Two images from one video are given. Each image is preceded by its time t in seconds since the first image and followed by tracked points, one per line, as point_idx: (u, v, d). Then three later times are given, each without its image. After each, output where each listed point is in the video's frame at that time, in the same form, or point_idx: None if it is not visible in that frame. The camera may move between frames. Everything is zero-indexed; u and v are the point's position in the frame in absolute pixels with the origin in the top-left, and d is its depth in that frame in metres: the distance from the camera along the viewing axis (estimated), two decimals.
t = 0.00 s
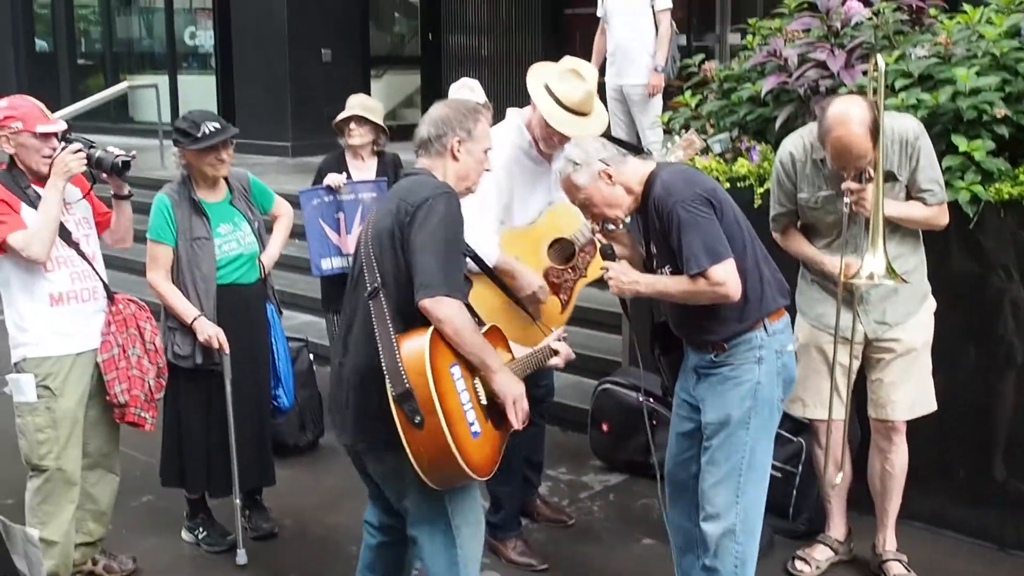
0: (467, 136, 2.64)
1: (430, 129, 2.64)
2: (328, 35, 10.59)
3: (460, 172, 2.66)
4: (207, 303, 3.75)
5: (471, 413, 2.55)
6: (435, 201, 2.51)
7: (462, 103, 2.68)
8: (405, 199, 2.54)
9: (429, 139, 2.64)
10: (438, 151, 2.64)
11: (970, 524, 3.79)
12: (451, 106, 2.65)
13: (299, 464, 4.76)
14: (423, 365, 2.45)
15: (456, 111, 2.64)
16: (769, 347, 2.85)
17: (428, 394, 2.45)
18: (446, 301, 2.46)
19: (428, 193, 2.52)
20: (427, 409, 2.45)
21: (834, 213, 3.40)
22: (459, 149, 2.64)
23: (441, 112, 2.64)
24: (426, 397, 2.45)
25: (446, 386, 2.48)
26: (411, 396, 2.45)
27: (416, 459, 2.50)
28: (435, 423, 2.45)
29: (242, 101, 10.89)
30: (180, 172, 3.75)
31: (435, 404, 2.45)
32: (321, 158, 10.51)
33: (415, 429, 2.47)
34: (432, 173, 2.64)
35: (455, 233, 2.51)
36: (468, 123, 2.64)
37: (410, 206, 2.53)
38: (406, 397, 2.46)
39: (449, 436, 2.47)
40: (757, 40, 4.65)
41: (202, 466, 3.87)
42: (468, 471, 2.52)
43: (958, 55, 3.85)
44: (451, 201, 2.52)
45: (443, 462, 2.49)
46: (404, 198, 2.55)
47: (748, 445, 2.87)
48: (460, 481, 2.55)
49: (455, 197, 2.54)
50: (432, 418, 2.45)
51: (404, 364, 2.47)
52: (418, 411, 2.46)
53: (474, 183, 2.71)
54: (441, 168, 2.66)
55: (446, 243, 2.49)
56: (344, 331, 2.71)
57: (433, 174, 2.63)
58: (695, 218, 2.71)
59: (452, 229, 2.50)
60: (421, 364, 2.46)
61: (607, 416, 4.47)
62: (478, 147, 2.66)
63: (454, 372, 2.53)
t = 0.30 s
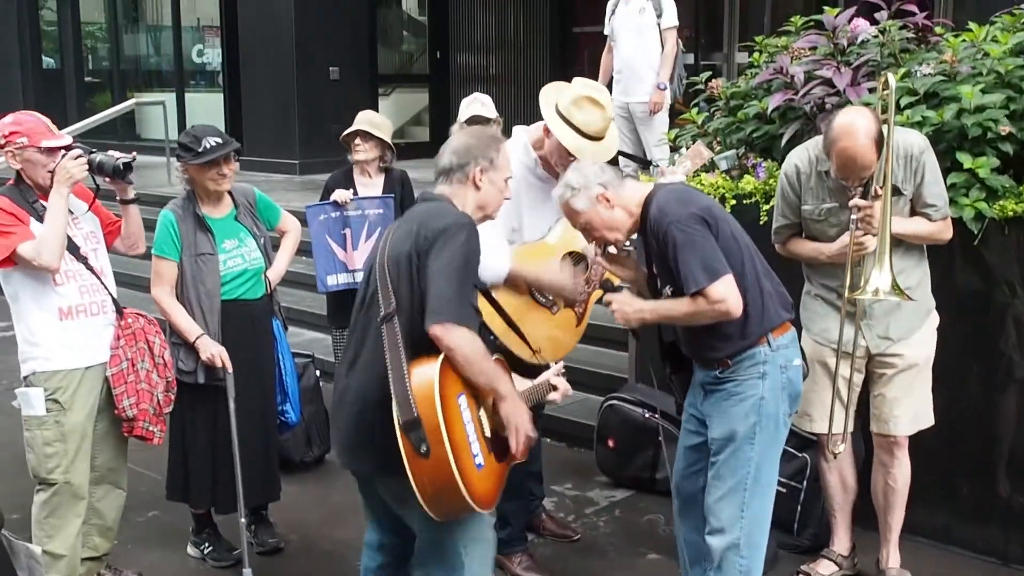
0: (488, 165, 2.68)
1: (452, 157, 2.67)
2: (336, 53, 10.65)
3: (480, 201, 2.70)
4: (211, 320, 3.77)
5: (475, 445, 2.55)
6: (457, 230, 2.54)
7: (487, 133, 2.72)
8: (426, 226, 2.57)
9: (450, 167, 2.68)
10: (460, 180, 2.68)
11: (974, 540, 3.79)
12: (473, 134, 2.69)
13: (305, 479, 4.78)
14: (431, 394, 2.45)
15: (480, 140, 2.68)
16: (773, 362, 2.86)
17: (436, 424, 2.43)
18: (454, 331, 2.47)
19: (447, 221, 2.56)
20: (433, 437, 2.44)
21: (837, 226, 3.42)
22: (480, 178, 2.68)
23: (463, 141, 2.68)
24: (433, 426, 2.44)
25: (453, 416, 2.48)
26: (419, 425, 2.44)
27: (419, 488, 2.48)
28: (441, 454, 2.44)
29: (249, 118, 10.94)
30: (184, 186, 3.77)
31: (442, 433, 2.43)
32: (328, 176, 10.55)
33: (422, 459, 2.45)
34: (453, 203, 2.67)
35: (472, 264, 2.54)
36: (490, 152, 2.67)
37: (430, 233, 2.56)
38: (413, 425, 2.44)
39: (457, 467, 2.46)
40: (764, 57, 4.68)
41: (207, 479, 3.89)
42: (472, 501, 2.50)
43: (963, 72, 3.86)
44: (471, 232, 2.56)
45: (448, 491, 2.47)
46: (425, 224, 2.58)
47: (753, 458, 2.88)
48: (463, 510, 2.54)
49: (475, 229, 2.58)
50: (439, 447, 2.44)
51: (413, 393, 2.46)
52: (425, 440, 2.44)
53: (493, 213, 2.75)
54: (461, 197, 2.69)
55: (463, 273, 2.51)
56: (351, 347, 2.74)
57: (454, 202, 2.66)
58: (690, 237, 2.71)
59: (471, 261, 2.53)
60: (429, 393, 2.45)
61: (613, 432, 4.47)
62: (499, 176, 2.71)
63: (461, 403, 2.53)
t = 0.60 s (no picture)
0: (470, 138, 2.70)
1: (434, 129, 2.70)
2: (330, 61, 10.67)
3: (463, 173, 2.72)
4: (201, 324, 3.77)
5: (471, 417, 2.59)
6: (437, 206, 2.56)
7: (466, 105, 2.74)
8: (408, 204, 2.58)
9: (433, 139, 2.71)
10: (442, 151, 2.70)
11: (964, 545, 3.81)
12: (453, 106, 2.72)
13: (298, 488, 4.79)
14: (426, 370, 2.48)
15: (462, 112, 2.70)
16: (760, 367, 2.88)
17: (431, 399, 2.47)
18: (444, 311, 2.49)
19: (430, 198, 2.57)
20: (428, 412, 2.47)
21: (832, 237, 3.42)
22: (463, 150, 2.70)
23: (442, 113, 2.71)
24: (428, 402, 2.47)
25: (447, 390, 2.51)
26: (414, 402, 2.47)
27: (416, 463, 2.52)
28: (438, 428, 2.47)
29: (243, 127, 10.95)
30: (174, 195, 3.80)
31: (437, 408, 2.47)
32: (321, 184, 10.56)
33: (419, 435, 2.49)
34: (434, 175, 2.70)
35: (455, 239, 2.55)
36: (471, 124, 2.70)
37: (412, 209, 2.57)
38: (408, 402, 2.47)
39: (453, 442, 2.50)
40: (756, 66, 4.71)
41: (199, 487, 3.90)
42: (469, 475, 2.54)
43: (953, 82, 3.88)
44: (451, 206, 2.57)
45: (445, 465, 2.51)
46: (407, 202, 2.59)
47: (739, 464, 2.89)
48: (461, 485, 2.58)
49: (456, 204, 2.59)
50: (434, 421, 2.47)
51: (407, 370, 2.49)
52: (420, 416, 2.47)
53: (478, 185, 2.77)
54: (444, 169, 2.72)
55: (446, 249, 2.53)
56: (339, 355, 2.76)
57: (436, 175, 2.68)
58: (672, 243, 2.73)
59: (453, 237, 2.54)
60: (424, 368, 2.48)
61: (605, 440, 4.47)
62: (482, 148, 2.72)
63: (455, 375, 2.56)
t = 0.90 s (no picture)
0: (436, 157, 2.71)
1: (398, 151, 2.71)
2: (311, 67, 10.66)
3: (430, 193, 2.72)
4: (181, 331, 3.77)
5: (441, 437, 2.57)
6: (400, 224, 2.56)
7: (429, 122, 2.75)
8: (371, 224, 2.60)
9: (397, 161, 2.71)
10: (407, 173, 2.70)
11: (943, 549, 3.84)
12: (417, 127, 2.72)
13: (278, 494, 4.78)
14: (392, 389, 2.47)
15: (425, 131, 2.71)
16: (733, 376, 2.88)
17: (397, 417, 2.46)
18: (410, 328, 2.51)
19: (392, 218, 2.57)
20: (395, 433, 2.46)
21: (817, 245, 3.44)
22: (429, 169, 2.71)
23: (406, 134, 2.71)
24: (395, 423, 2.46)
25: (414, 408, 2.51)
26: (381, 421, 2.46)
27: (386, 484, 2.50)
28: (406, 448, 2.46)
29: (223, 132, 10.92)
30: (153, 200, 3.78)
31: (404, 429, 2.46)
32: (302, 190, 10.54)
33: (386, 455, 2.47)
34: (402, 195, 2.70)
35: (419, 258, 2.56)
36: (436, 142, 2.71)
37: (376, 229, 2.58)
38: (374, 422, 2.46)
39: (421, 460, 2.48)
40: (736, 71, 4.71)
41: (179, 494, 3.88)
42: (439, 494, 2.53)
43: (930, 87, 3.90)
44: (415, 224, 2.58)
45: (414, 484, 2.49)
46: (371, 223, 2.60)
47: (707, 470, 2.90)
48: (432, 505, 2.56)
49: (420, 222, 2.59)
50: (401, 443, 2.46)
51: (373, 390, 2.49)
52: (387, 437, 2.46)
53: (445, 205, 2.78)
54: (411, 190, 2.71)
55: (411, 267, 2.54)
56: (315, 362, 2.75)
57: (403, 196, 2.69)
58: (639, 255, 2.74)
59: (418, 253, 2.55)
60: (389, 387, 2.48)
61: (586, 445, 4.47)
62: (448, 166, 2.74)
63: (422, 397, 2.56)
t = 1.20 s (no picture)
0: (404, 172, 2.72)
1: (367, 163, 2.69)
2: (286, 68, 10.63)
3: (395, 211, 2.72)
4: (154, 333, 3.75)
5: (414, 457, 2.60)
6: (370, 246, 2.54)
7: (399, 138, 2.75)
8: (339, 245, 2.57)
9: (365, 174, 2.69)
10: (375, 187, 2.70)
11: (914, 546, 3.86)
12: (385, 141, 2.72)
13: (251, 495, 4.76)
14: (365, 413, 2.48)
15: (395, 147, 2.71)
16: (687, 375, 2.86)
17: (372, 443, 2.47)
18: (383, 354, 2.49)
19: (361, 239, 2.55)
20: (370, 455, 2.47)
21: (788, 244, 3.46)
22: (396, 187, 2.72)
23: (375, 148, 2.70)
24: (371, 447, 2.47)
25: (387, 431, 2.51)
26: (355, 446, 2.47)
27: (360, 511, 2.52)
28: (382, 471, 2.47)
29: (197, 133, 10.87)
30: (125, 199, 3.76)
31: (381, 454, 2.47)
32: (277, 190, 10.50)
33: (360, 479, 2.48)
34: (367, 213, 2.69)
35: (389, 280, 2.54)
36: (404, 159, 2.72)
37: (344, 251, 2.56)
38: (348, 447, 2.47)
39: (397, 482, 2.49)
40: (709, 71, 4.72)
41: (151, 494, 3.86)
42: (416, 514, 2.53)
43: (901, 88, 3.93)
44: (384, 246, 2.56)
45: (390, 506, 2.50)
46: (339, 242, 2.58)
47: (658, 467, 2.92)
48: (409, 526, 2.57)
49: (390, 243, 2.57)
50: (377, 466, 2.47)
51: (345, 414, 2.49)
52: (363, 460, 2.47)
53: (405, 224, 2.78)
54: (377, 207, 2.70)
55: (380, 291, 2.51)
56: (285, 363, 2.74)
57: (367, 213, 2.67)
58: (594, 257, 2.75)
59: (388, 277, 2.53)
60: (362, 412, 2.48)
61: (559, 445, 4.45)
62: (413, 184, 2.75)
63: (393, 417, 2.57)
